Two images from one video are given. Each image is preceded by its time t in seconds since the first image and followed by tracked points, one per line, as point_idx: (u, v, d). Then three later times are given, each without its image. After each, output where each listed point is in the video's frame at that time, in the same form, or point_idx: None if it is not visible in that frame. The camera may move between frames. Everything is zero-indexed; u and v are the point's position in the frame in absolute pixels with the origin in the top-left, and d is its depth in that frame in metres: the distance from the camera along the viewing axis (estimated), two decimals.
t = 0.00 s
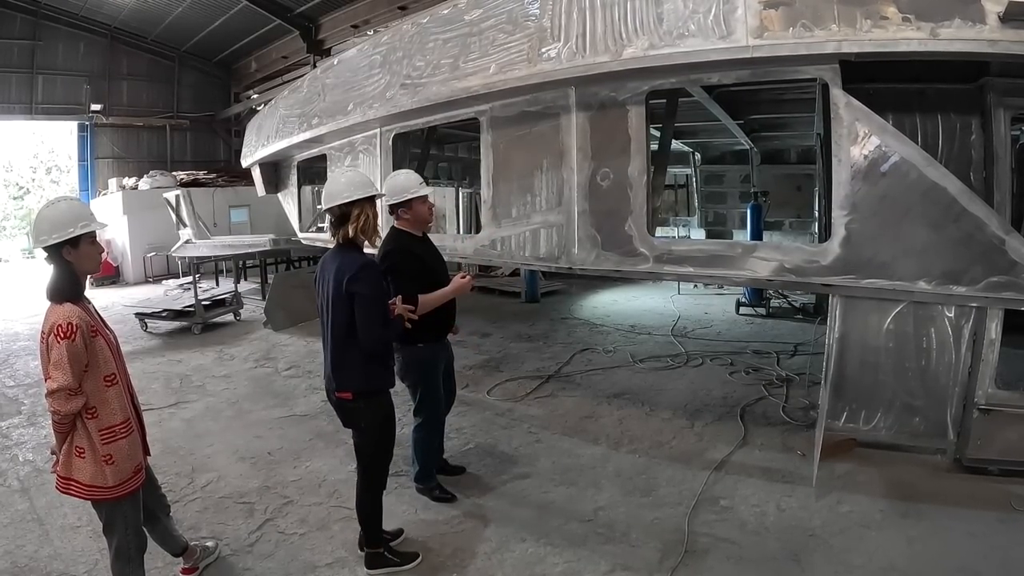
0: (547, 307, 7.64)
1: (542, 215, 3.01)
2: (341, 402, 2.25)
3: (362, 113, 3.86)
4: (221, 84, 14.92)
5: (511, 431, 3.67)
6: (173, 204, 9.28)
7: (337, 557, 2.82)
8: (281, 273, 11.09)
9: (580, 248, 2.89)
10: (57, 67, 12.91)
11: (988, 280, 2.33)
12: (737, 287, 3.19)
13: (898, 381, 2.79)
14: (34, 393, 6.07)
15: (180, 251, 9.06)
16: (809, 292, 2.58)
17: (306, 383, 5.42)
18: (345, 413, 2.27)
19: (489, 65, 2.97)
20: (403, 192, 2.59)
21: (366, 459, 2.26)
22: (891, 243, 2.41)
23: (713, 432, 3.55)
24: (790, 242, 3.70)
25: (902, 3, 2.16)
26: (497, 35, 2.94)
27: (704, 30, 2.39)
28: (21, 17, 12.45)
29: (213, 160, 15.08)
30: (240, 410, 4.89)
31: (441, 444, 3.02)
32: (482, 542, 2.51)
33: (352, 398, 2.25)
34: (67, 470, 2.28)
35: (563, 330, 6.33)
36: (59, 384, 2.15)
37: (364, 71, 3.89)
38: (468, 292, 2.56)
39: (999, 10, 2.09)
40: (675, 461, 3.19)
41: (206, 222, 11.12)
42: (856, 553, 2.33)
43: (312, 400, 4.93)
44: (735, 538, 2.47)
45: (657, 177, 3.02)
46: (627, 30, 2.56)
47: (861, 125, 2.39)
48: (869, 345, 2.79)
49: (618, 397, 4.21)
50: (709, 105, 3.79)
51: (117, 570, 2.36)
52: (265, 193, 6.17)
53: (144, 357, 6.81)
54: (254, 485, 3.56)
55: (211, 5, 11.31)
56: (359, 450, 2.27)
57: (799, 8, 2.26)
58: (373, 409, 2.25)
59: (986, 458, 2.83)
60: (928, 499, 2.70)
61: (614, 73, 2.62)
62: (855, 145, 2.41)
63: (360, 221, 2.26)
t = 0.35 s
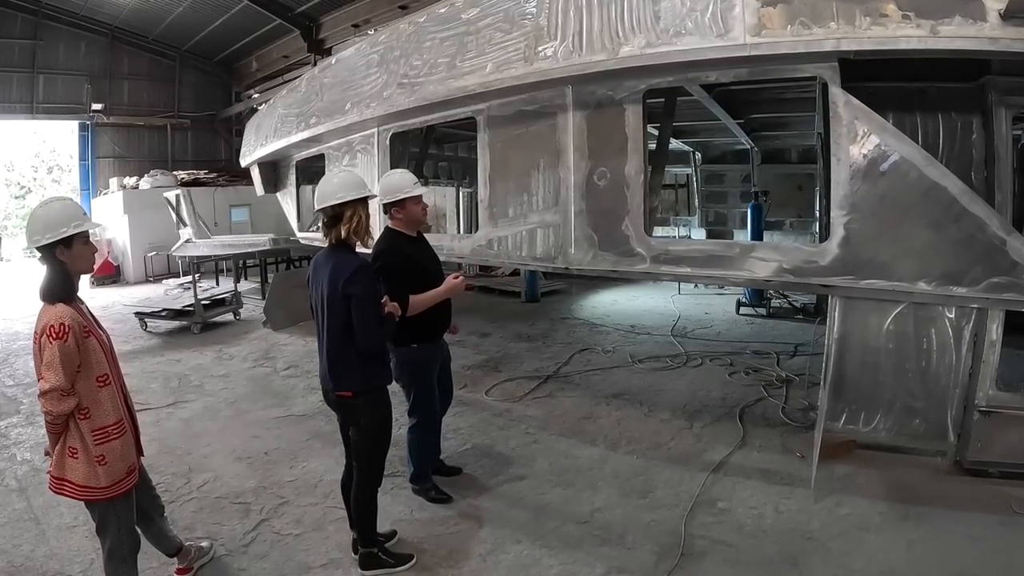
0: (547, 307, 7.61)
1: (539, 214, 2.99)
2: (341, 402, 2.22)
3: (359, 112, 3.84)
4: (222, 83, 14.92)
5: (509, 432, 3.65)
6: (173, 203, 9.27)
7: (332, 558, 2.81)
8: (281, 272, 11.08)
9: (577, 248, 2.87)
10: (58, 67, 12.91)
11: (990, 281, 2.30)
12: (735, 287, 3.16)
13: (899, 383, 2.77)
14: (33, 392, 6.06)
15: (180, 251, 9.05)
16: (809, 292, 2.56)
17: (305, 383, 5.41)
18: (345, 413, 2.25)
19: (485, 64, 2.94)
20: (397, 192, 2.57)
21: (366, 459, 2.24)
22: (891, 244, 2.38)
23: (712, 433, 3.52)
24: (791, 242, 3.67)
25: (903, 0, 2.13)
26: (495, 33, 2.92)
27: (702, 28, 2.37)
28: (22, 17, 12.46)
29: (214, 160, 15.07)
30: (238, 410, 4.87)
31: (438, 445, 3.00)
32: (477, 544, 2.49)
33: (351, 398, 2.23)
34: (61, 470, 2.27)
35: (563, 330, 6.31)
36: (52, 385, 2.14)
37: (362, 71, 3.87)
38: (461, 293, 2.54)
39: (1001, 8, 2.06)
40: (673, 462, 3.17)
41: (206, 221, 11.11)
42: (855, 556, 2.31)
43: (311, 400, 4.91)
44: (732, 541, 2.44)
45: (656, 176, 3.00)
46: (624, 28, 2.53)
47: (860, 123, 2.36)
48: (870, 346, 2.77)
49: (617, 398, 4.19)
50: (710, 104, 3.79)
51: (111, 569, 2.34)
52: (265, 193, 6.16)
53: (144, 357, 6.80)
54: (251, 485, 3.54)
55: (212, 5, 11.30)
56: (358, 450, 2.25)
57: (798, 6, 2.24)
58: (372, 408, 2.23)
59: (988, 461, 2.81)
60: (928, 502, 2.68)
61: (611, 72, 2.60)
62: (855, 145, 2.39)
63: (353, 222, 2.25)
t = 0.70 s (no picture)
0: (547, 307, 7.58)
1: (531, 215, 2.95)
2: (329, 402, 2.20)
3: (353, 113, 3.81)
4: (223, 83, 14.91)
5: (503, 433, 3.62)
6: (173, 203, 9.27)
7: (321, 559, 2.78)
8: (281, 272, 11.07)
9: (569, 248, 2.84)
10: (60, 67, 12.92)
11: (987, 283, 2.26)
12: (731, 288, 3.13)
13: (897, 385, 2.75)
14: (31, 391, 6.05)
15: (180, 250, 9.04)
16: (805, 294, 2.53)
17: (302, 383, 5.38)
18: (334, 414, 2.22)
19: (478, 63, 2.92)
20: (386, 191, 2.54)
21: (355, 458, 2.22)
22: (886, 244, 2.35)
23: (707, 436, 3.49)
24: (788, 244, 3.63)
25: None
26: (486, 33, 2.89)
27: (694, 25, 2.34)
28: (23, 17, 12.46)
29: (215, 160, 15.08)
30: (234, 410, 4.85)
31: (430, 447, 2.98)
32: (466, 546, 2.46)
33: (340, 398, 2.20)
34: (48, 469, 2.25)
35: (562, 330, 6.28)
36: (38, 386, 2.11)
37: (356, 71, 3.84)
38: (448, 295, 2.50)
39: (997, 4, 2.03)
40: (667, 465, 3.14)
41: (207, 221, 11.09)
42: (849, 561, 2.28)
43: (307, 400, 4.89)
44: (725, 545, 2.41)
45: (649, 176, 2.96)
46: (616, 27, 2.50)
47: (856, 122, 2.33)
48: (867, 348, 2.75)
49: (613, 399, 4.16)
50: (709, 104, 3.80)
51: (98, 568, 2.32)
52: (263, 193, 6.14)
53: (142, 357, 6.78)
54: (243, 485, 3.51)
55: (213, 5, 11.29)
56: (347, 449, 2.22)
57: (792, 2, 2.20)
58: (360, 407, 2.20)
59: (988, 464, 2.71)
60: (924, 505, 2.64)
61: (602, 71, 2.57)
62: (851, 143, 2.35)
63: (336, 223, 2.22)
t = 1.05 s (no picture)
0: (549, 307, 7.57)
1: (531, 215, 2.94)
2: (326, 401, 2.20)
3: (354, 112, 3.80)
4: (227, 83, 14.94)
5: (503, 433, 3.61)
6: (176, 203, 9.30)
7: (319, 558, 2.78)
8: (284, 272, 11.08)
9: (568, 248, 2.83)
10: (65, 66, 12.96)
11: (989, 284, 2.24)
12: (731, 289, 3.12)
13: (898, 387, 2.73)
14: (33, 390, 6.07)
15: (183, 249, 9.07)
16: (805, 294, 2.51)
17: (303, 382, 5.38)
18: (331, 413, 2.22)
19: (477, 62, 2.91)
20: (384, 191, 2.54)
21: (351, 458, 2.21)
22: (887, 244, 2.33)
23: (708, 436, 3.47)
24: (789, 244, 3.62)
25: None
26: (485, 32, 2.88)
27: (693, 24, 2.32)
28: (28, 17, 12.50)
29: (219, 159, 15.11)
30: (235, 409, 4.85)
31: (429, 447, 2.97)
32: (463, 547, 2.45)
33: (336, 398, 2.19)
34: (45, 468, 2.25)
35: (563, 330, 6.26)
36: (36, 385, 2.11)
37: (357, 70, 3.83)
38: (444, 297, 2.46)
39: (1000, 2, 2.00)
40: (667, 466, 3.12)
41: (210, 221, 11.11)
42: (848, 564, 2.26)
43: (307, 399, 4.88)
44: (724, 547, 2.40)
45: (650, 176, 2.95)
46: (615, 26, 2.49)
47: (857, 121, 2.31)
48: (868, 349, 2.74)
49: (614, 400, 4.14)
50: (708, 100, 3.66)
51: (95, 566, 2.32)
52: (264, 193, 6.15)
53: (144, 356, 6.79)
54: (243, 484, 3.52)
55: (216, 4, 11.31)
56: (344, 448, 2.21)
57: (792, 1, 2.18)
58: (356, 407, 2.19)
59: (989, 466, 2.66)
60: (924, 508, 2.62)
61: (601, 70, 2.55)
62: (851, 143, 2.33)
63: (330, 223, 2.21)
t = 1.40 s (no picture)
0: (553, 307, 7.56)
1: (534, 214, 2.94)
2: (326, 397, 2.18)
3: (358, 112, 3.80)
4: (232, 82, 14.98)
5: (506, 433, 3.61)
6: (181, 202, 9.33)
7: (321, 557, 2.78)
8: (289, 271, 11.10)
9: (572, 247, 2.82)
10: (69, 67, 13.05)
11: (994, 284, 2.22)
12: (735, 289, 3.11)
13: (902, 388, 2.71)
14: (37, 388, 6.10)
15: (188, 249, 9.01)
16: (809, 294, 2.50)
17: (307, 381, 5.38)
18: (331, 410, 2.21)
19: (480, 61, 2.90)
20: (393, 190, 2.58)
21: (351, 455, 2.21)
22: (891, 244, 2.31)
23: (711, 437, 3.46)
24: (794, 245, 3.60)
25: None
26: (489, 31, 2.88)
27: (697, 23, 2.31)
28: (33, 17, 12.55)
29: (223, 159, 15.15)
30: (238, 408, 4.86)
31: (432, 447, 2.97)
32: (465, 547, 2.44)
33: (337, 394, 2.19)
34: (48, 465, 2.25)
35: (568, 330, 6.26)
36: (38, 382, 2.12)
37: (361, 69, 3.83)
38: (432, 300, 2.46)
39: None
40: (670, 466, 3.11)
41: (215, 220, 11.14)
42: (851, 566, 2.24)
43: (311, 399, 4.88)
44: (727, 548, 2.39)
45: (654, 176, 2.94)
46: (618, 24, 2.48)
47: (862, 119, 2.30)
48: (872, 350, 2.72)
49: (618, 400, 4.13)
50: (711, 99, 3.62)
51: (98, 564, 2.32)
52: (269, 192, 6.15)
53: (149, 355, 6.82)
54: (246, 483, 3.52)
55: (221, 4, 11.32)
56: (344, 445, 2.21)
57: None
58: (357, 403, 2.19)
59: (992, 469, 2.68)
60: (929, 510, 2.60)
61: (604, 68, 2.55)
62: (856, 142, 2.32)
63: (329, 222, 2.22)
